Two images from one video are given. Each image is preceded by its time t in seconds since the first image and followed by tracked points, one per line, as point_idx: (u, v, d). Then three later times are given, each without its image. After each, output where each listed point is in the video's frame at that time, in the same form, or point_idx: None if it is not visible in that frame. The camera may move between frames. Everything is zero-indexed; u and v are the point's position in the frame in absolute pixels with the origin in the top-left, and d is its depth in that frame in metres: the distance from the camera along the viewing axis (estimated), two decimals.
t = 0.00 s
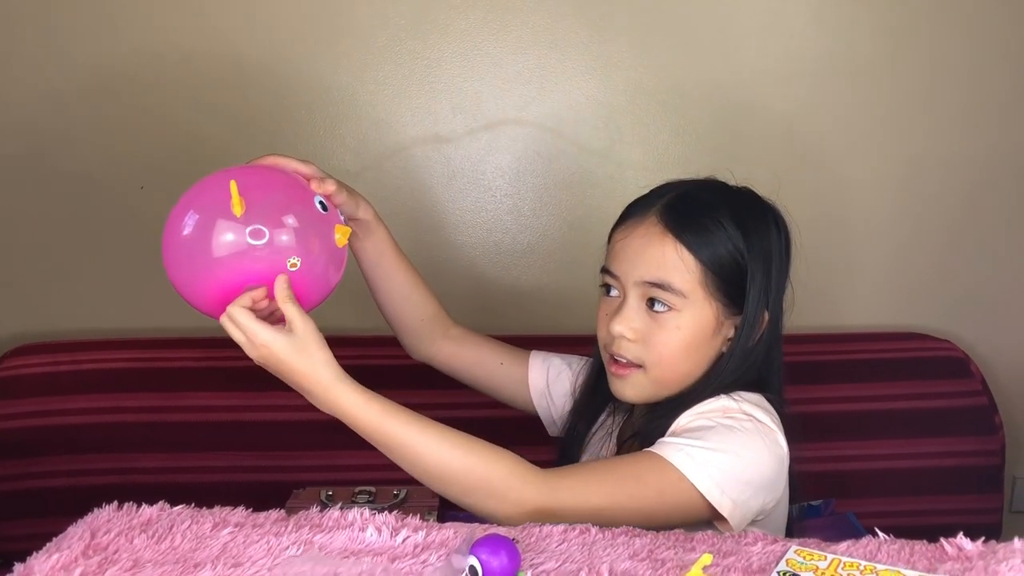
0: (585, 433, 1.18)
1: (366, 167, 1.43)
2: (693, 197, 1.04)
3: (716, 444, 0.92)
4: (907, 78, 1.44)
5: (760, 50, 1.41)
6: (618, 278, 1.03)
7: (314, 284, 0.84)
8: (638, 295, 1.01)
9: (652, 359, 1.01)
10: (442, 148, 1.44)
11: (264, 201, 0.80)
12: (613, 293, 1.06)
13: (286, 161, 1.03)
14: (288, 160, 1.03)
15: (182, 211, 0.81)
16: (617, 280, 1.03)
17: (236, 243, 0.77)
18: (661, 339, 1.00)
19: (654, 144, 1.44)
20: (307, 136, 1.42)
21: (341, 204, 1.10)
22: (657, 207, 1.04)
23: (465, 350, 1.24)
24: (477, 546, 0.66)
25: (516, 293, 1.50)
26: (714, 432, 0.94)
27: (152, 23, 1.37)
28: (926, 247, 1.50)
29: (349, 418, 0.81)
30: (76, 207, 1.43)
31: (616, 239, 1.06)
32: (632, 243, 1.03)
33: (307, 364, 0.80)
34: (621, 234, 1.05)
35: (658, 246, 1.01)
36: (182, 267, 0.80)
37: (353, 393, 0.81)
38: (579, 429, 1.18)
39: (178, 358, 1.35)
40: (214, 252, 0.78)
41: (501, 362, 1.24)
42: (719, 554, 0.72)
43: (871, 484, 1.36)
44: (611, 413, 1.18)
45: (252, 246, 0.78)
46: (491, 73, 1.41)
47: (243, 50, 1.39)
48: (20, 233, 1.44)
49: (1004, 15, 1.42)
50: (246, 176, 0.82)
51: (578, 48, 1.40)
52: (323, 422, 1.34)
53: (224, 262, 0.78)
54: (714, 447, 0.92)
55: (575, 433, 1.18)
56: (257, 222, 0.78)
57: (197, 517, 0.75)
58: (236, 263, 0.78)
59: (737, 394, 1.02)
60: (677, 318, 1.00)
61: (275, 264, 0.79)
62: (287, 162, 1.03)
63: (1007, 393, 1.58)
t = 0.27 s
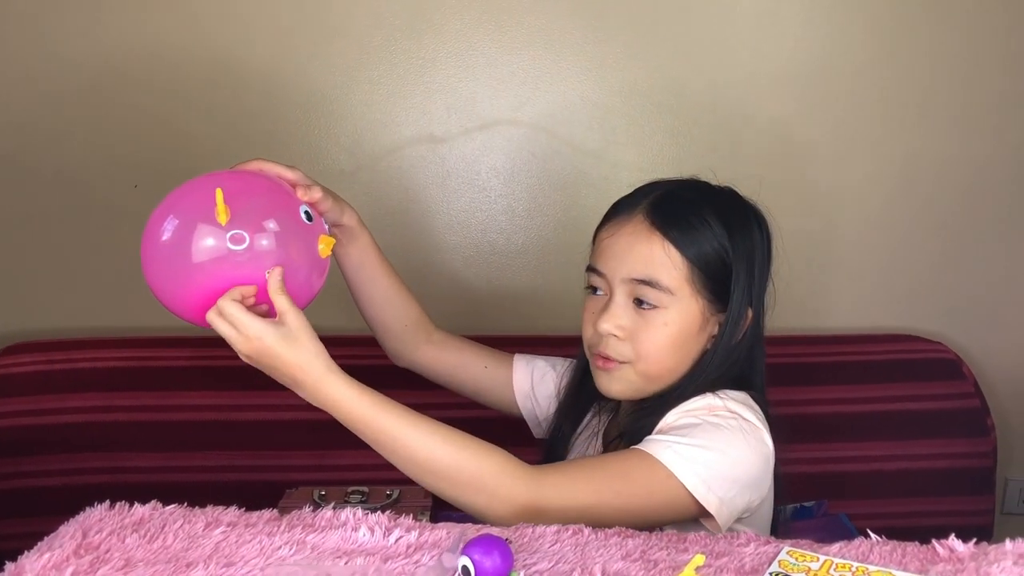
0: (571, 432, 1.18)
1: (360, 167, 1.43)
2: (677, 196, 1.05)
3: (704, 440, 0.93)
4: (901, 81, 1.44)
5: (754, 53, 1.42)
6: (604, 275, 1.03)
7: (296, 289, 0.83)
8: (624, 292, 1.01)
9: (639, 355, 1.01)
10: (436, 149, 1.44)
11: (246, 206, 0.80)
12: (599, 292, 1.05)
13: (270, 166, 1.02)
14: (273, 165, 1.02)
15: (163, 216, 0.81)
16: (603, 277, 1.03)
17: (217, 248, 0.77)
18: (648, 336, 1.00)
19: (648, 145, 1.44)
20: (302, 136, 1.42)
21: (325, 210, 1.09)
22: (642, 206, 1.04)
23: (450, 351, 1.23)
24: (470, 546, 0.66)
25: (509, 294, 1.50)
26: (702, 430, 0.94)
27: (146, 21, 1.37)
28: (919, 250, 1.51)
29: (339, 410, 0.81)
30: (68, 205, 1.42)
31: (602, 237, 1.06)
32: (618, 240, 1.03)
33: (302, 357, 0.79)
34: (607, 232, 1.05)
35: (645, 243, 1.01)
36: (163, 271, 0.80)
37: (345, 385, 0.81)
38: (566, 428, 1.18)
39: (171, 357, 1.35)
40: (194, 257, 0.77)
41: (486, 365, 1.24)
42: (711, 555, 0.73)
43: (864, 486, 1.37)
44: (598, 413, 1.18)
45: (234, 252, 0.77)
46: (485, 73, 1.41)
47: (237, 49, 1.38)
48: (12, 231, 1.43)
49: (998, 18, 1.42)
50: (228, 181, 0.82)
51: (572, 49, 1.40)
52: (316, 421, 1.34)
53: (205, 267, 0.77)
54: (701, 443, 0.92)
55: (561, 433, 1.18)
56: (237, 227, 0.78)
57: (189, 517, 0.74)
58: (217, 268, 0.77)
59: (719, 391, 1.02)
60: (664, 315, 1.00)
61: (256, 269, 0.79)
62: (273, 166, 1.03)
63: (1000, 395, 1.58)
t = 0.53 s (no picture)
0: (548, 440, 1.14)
1: (357, 167, 1.43)
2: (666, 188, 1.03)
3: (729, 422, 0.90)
4: (896, 83, 1.44)
5: (751, 53, 1.42)
6: (636, 284, 0.98)
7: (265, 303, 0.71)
8: (663, 298, 0.97)
9: (683, 358, 0.99)
10: (434, 148, 1.44)
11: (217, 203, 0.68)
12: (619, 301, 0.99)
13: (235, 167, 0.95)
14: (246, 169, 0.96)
15: (117, 214, 0.69)
16: (632, 286, 0.98)
17: (173, 251, 0.66)
18: (691, 338, 0.99)
19: (645, 146, 1.44)
20: (298, 135, 1.42)
21: (296, 222, 1.04)
22: (647, 205, 1.01)
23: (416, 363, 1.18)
24: (466, 547, 0.66)
25: (505, 294, 1.50)
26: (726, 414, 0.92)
27: (142, 20, 1.37)
28: (914, 251, 1.51)
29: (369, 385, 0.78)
30: (64, 204, 1.42)
31: (617, 243, 1.00)
32: (646, 245, 0.98)
33: (324, 337, 0.67)
34: (624, 237, 1.00)
35: (675, 245, 0.98)
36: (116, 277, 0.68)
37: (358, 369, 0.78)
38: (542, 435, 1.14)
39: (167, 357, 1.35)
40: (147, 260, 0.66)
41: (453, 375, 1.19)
42: (708, 555, 0.73)
43: (859, 486, 1.37)
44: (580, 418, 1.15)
45: (194, 258, 0.66)
46: (482, 73, 1.41)
47: (234, 48, 1.38)
48: (8, 230, 1.43)
49: (995, 20, 1.43)
50: (191, 176, 0.70)
51: (569, 49, 1.41)
52: (311, 421, 1.34)
53: (158, 273, 0.66)
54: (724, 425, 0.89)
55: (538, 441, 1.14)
56: (202, 229, 0.66)
57: (184, 517, 0.74)
58: (173, 274, 0.66)
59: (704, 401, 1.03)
60: (702, 313, 0.99)
61: (217, 279, 0.66)
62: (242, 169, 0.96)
63: (995, 396, 1.58)
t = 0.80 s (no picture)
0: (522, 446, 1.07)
1: (352, 168, 1.43)
2: (623, 183, 1.02)
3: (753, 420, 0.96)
4: (892, 84, 1.45)
5: (749, 54, 1.42)
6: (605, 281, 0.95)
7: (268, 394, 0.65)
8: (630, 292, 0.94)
9: (658, 353, 0.95)
10: (429, 149, 1.44)
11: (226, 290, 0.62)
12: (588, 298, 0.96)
13: (197, 228, 0.85)
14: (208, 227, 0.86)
15: (101, 300, 0.62)
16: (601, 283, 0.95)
17: (174, 344, 0.59)
18: (665, 332, 0.95)
19: (642, 146, 1.44)
20: (294, 136, 1.41)
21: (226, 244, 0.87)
22: (607, 200, 0.99)
23: (361, 408, 1.04)
24: (461, 548, 0.66)
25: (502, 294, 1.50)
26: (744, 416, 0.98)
27: (140, 18, 1.36)
28: (911, 252, 1.51)
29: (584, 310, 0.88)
30: (61, 203, 1.42)
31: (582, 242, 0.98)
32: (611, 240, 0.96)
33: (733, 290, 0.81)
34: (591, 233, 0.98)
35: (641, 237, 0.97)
36: (103, 381, 0.61)
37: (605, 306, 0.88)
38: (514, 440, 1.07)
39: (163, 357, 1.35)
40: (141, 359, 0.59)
41: (401, 409, 1.08)
42: (704, 556, 0.73)
43: (854, 486, 1.37)
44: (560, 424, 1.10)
45: (199, 349, 0.59)
46: (479, 74, 1.41)
47: (230, 48, 1.38)
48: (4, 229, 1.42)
49: (991, 22, 1.43)
50: (184, 254, 0.64)
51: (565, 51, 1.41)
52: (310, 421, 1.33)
53: (157, 370, 0.59)
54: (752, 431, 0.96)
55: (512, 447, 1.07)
56: (210, 319, 0.60)
57: (179, 518, 0.74)
58: (177, 370, 0.59)
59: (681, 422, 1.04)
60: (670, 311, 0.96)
61: (226, 368, 0.61)
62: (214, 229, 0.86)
63: (990, 398, 1.58)
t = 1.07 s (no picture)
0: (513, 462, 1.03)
1: (348, 168, 1.43)
2: (606, 181, 1.01)
3: (762, 426, 0.97)
4: (887, 87, 1.45)
5: (746, 56, 1.42)
6: (601, 282, 0.93)
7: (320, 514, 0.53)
8: (628, 295, 0.92)
9: (657, 354, 0.93)
10: (424, 150, 1.44)
11: (275, 393, 0.50)
12: (586, 303, 0.93)
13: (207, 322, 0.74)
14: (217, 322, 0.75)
15: (130, 403, 0.51)
16: (598, 284, 0.93)
17: (211, 460, 0.48)
18: (663, 331, 0.93)
19: (639, 148, 1.44)
20: (290, 137, 1.41)
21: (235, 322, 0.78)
22: (596, 198, 0.98)
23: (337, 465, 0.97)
24: (459, 549, 0.66)
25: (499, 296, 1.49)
26: (745, 420, 0.99)
27: (139, 19, 1.37)
28: (908, 254, 1.51)
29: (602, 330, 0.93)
30: (57, 204, 1.41)
31: (574, 242, 0.95)
32: (605, 239, 0.94)
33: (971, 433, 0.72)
34: (584, 235, 0.95)
35: (635, 235, 0.95)
36: (124, 496, 0.49)
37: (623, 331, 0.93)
38: (503, 456, 1.03)
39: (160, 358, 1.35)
40: (169, 472, 0.47)
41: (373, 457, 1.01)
42: (700, 558, 0.73)
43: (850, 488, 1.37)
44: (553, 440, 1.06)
45: (246, 468, 0.48)
46: (476, 75, 1.41)
47: (227, 49, 1.38)
48: None
49: (986, 24, 1.43)
50: (241, 351, 0.52)
51: (560, 51, 1.41)
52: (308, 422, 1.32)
53: (189, 493, 0.48)
54: (758, 436, 0.97)
55: (501, 464, 1.03)
56: (257, 432, 0.49)
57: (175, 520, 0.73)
58: (215, 493, 0.48)
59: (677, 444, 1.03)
60: (666, 310, 0.94)
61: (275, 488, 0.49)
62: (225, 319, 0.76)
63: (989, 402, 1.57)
